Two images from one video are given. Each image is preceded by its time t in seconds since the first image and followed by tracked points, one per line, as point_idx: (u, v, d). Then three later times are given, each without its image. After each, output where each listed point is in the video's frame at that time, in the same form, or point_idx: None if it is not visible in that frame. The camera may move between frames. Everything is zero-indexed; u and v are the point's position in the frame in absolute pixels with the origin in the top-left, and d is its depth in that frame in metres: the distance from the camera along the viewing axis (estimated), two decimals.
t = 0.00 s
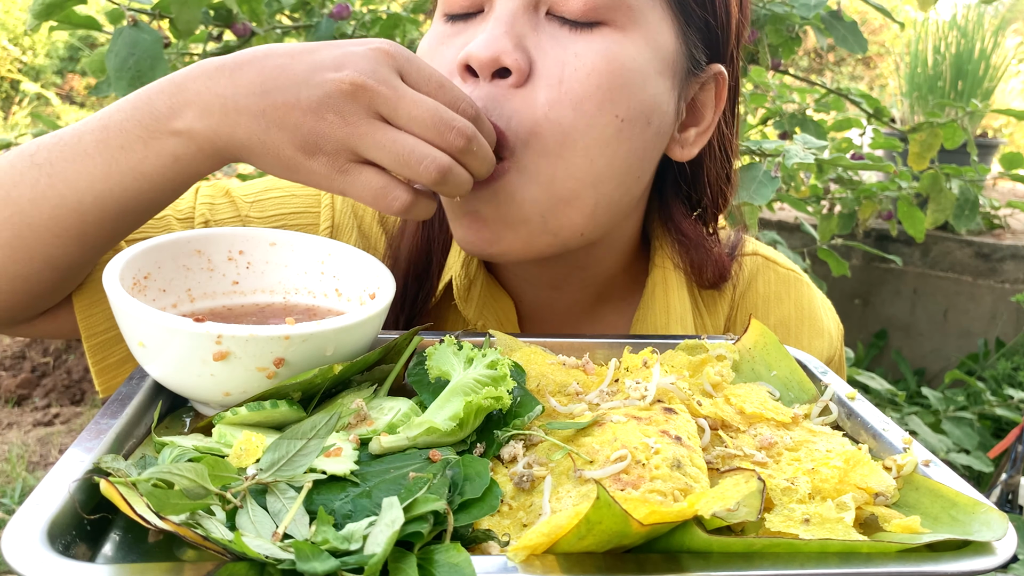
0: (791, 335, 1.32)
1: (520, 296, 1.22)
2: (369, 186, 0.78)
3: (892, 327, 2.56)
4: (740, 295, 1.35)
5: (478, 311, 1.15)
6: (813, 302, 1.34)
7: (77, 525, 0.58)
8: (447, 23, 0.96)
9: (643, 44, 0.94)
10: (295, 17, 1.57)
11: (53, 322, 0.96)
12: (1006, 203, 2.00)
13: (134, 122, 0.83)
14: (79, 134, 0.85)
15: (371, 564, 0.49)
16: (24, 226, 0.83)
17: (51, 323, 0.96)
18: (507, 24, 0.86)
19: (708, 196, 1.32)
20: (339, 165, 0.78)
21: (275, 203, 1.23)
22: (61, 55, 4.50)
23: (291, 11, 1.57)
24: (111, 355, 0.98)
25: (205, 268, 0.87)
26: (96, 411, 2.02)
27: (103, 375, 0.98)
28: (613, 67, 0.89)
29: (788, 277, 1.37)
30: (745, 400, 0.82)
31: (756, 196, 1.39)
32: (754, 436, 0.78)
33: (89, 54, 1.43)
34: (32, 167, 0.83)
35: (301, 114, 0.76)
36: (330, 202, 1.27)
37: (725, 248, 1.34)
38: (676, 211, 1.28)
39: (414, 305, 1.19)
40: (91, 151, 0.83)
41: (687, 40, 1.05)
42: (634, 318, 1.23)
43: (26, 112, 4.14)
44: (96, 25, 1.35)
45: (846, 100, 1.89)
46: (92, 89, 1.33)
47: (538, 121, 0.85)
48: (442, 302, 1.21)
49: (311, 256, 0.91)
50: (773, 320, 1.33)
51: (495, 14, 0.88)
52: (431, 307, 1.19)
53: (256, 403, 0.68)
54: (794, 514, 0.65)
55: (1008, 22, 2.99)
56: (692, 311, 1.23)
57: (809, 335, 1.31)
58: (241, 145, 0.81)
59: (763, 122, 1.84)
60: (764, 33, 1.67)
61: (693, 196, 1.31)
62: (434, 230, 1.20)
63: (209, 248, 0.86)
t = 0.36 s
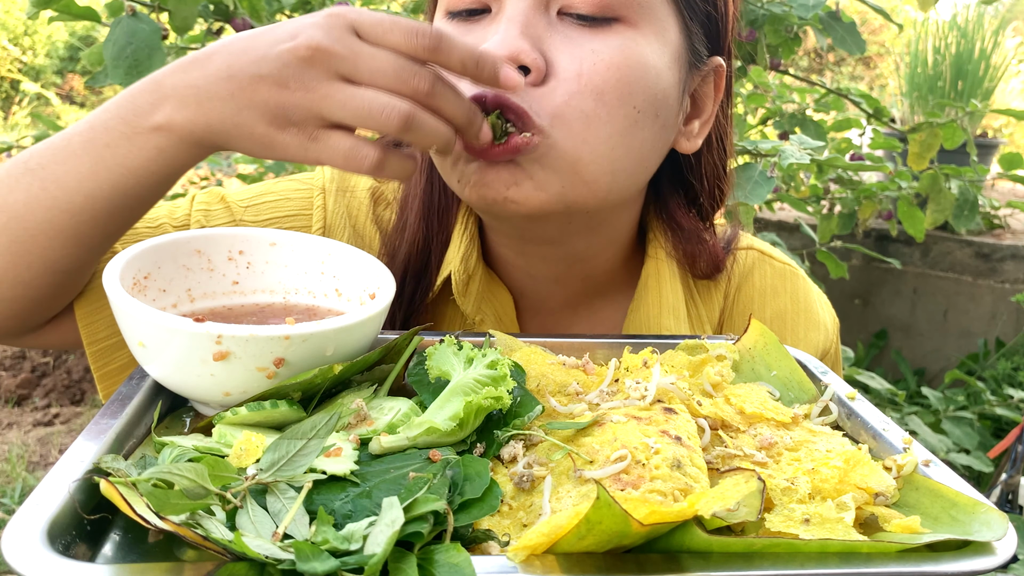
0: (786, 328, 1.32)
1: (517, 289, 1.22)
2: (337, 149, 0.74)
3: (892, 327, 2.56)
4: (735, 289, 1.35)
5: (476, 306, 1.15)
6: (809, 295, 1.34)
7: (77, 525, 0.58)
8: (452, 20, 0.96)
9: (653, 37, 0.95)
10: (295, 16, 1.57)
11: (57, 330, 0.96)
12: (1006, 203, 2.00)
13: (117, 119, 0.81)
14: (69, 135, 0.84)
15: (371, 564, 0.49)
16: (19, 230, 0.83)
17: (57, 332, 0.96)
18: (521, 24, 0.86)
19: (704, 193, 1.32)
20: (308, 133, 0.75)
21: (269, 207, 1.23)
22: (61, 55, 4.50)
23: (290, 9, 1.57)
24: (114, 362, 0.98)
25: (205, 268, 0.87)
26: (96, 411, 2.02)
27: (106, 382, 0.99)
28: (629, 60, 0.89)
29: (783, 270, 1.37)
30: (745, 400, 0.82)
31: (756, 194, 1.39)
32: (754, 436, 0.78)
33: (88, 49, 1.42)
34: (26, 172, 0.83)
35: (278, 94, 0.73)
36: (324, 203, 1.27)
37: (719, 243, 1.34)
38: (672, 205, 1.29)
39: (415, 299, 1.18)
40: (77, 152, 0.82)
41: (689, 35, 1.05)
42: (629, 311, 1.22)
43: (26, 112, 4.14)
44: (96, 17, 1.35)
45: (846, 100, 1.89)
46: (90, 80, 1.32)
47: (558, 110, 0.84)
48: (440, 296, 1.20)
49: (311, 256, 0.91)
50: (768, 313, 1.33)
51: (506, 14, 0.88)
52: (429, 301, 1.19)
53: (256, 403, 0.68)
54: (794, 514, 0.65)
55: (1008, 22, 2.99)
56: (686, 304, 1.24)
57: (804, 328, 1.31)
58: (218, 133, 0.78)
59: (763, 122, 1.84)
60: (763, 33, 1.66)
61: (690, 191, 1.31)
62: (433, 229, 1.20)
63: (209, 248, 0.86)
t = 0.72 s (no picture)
0: (781, 320, 1.31)
1: (514, 282, 1.22)
2: (313, 130, 0.77)
3: (892, 327, 2.56)
4: (731, 282, 1.35)
5: (472, 298, 1.15)
6: (804, 288, 1.35)
7: (77, 525, 0.58)
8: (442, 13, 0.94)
9: (647, 36, 0.95)
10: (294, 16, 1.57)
11: (65, 349, 0.97)
12: (1006, 204, 2.00)
13: (126, 124, 0.85)
14: (82, 150, 0.86)
15: (371, 564, 0.49)
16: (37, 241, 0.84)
17: (66, 350, 0.97)
18: (516, 23, 0.86)
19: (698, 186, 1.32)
20: (278, 115, 0.78)
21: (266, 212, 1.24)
22: (61, 55, 4.49)
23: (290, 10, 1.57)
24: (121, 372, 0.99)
25: (205, 268, 0.87)
26: (96, 411, 2.02)
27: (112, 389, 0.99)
28: (627, 58, 0.90)
29: (779, 264, 1.37)
30: (745, 400, 0.82)
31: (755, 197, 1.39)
32: (754, 436, 0.78)
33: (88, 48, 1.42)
34: (41, 184, 0.85)
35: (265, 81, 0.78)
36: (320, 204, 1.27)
37: (714, 236, 1.35)
38: (665, 199, 1.29)
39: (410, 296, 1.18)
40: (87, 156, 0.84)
41: (682, 29, 1.05)
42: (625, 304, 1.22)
43: (26, 112, 4.13)
44: (97, 18, 1.35)
45: (845, 100, 1.89)
46: (91, 81, 1.32)
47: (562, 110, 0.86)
48: (435, 290, 1.20)
49: (311, 257, 0.91)
50: (765, 306, 1.33)
51: (500, 14, 0.87)
52: (425, 295, 1.19)
53: (256, 403, 0.68)
54: (794, 514, 0.65)
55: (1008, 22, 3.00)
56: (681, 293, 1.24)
57: (800, 319, 1.31)
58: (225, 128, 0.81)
59: (763, 122, 1.85)
60: (764, 34, 1.65)
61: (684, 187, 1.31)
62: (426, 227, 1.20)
63: (209, 248, 0.87)
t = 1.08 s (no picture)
0: (784, 319, 1.32)
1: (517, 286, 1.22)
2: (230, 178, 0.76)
3: (892, 326, 2.57)
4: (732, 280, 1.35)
5: (471, 314, 1.16)
6: (807, 286, 1.35)
7: (77, 525, 0.58)
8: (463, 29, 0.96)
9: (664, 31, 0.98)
10: (295, 16, 1.58)
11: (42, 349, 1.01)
12: (1006, 204, 2.00)
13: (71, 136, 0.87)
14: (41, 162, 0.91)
15: (371, 564, 0.49)
16: None
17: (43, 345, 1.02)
18: (552, 29, 0.88)
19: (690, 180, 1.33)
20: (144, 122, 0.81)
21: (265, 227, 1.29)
22: (62, 55, 4.50)
23: (291, 10, 1.57)
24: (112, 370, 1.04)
25: (205, 268, 0.87)
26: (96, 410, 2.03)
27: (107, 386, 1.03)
28: (654, 58, 0.93)
29: (782, 262, 1.37)
30: (745, 400, 0.82)
31: (759, 190, 1.39)
32: (753, 435, 0.78)
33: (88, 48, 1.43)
34: None
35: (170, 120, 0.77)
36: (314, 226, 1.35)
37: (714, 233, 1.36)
38: (661, 199, 1.30)
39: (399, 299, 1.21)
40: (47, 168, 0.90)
41: (687, 31, 1.08)
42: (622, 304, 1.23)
43: (26, 111, 4.13)
44: (97, 17, 1.35)
45: (845, 100, 1.89)
46: (91, 80, 1.33)
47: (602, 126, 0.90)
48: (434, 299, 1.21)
49: (311, 257, 0.91)
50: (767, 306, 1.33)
51: (533, 20, 0.89)
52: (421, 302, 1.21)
53: (256, 403, 0.68)
54: (794, 514, 0.65)
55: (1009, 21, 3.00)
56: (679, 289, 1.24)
57: (803, 316, 1.31)
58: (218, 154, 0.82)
59: (763, 122, 1.85)
60: (764, 33, 1.65)
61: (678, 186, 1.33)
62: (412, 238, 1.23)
63: (209, 248, 0.87)
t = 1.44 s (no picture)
0: (803, 328, 1.34)
1: (534, 286, 1.23)
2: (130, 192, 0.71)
3: (892, 326, 2.56)
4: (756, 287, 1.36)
5: (504, 309, 1.15)
6: (825, 297, 1.37)
7: (81, 530, 0.58)
8: (472, 24, 0.98)
9: (680, 48, 0.96)
10: (294, 16, 1.57)
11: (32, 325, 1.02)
12: (1007, 204, 2.00)
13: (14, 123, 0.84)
14: None
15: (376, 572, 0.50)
16: None
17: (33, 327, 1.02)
18: (545, 38, 0.88)
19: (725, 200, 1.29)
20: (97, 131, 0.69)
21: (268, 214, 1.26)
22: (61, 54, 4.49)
23: (291, 9, 1.57)
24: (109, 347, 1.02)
25: (206, 269, 0.86)
26: (96, 410, 2.02)
27: (106, 369, 1.02)
28: (656, 73, 0.92)
29: (800, 272, 1.39)
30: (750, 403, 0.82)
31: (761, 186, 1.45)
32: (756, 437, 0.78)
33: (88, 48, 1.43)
34: None
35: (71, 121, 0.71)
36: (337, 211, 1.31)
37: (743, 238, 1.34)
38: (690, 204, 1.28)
39: (431, 302, 1.20)
40: None
41: (719, 35, 1.06)
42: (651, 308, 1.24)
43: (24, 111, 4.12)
44: (97, 17, 1.35)
45: (846, 100, 1.89)
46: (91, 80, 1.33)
47: (598, 134, 0.90)
48: (469, 301, 1.21)
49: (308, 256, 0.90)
50: (786, 315, 1.35)
51: (530, 26, 0.89)
52: (452, 308, 1.20)
53: (250, 398, 0.68)
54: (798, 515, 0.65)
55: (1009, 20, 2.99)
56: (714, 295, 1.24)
57: (822, 328, 1.33)
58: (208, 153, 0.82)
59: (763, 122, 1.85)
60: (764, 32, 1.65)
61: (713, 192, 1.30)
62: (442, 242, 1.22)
63: (210, 249, 0.86)
